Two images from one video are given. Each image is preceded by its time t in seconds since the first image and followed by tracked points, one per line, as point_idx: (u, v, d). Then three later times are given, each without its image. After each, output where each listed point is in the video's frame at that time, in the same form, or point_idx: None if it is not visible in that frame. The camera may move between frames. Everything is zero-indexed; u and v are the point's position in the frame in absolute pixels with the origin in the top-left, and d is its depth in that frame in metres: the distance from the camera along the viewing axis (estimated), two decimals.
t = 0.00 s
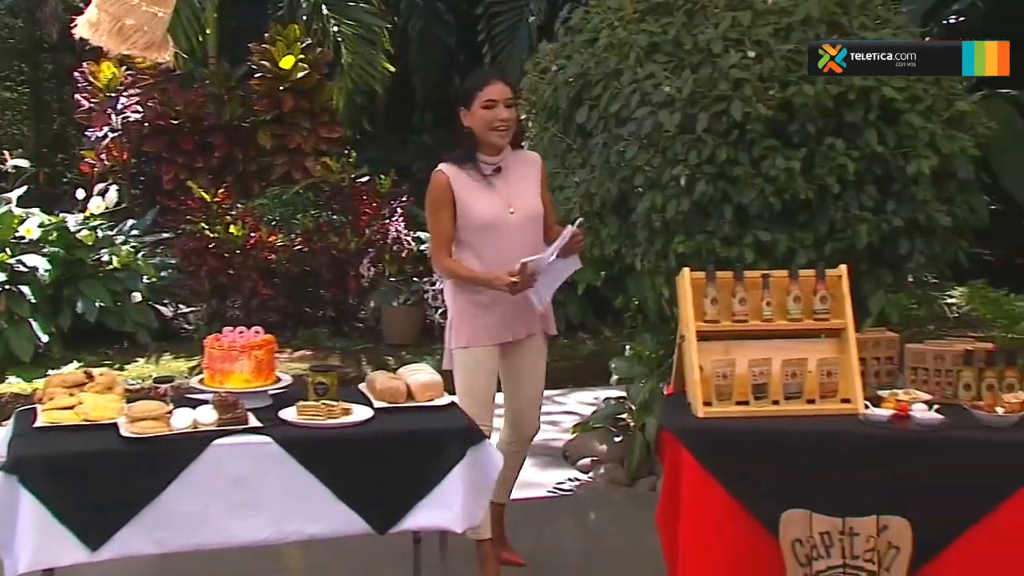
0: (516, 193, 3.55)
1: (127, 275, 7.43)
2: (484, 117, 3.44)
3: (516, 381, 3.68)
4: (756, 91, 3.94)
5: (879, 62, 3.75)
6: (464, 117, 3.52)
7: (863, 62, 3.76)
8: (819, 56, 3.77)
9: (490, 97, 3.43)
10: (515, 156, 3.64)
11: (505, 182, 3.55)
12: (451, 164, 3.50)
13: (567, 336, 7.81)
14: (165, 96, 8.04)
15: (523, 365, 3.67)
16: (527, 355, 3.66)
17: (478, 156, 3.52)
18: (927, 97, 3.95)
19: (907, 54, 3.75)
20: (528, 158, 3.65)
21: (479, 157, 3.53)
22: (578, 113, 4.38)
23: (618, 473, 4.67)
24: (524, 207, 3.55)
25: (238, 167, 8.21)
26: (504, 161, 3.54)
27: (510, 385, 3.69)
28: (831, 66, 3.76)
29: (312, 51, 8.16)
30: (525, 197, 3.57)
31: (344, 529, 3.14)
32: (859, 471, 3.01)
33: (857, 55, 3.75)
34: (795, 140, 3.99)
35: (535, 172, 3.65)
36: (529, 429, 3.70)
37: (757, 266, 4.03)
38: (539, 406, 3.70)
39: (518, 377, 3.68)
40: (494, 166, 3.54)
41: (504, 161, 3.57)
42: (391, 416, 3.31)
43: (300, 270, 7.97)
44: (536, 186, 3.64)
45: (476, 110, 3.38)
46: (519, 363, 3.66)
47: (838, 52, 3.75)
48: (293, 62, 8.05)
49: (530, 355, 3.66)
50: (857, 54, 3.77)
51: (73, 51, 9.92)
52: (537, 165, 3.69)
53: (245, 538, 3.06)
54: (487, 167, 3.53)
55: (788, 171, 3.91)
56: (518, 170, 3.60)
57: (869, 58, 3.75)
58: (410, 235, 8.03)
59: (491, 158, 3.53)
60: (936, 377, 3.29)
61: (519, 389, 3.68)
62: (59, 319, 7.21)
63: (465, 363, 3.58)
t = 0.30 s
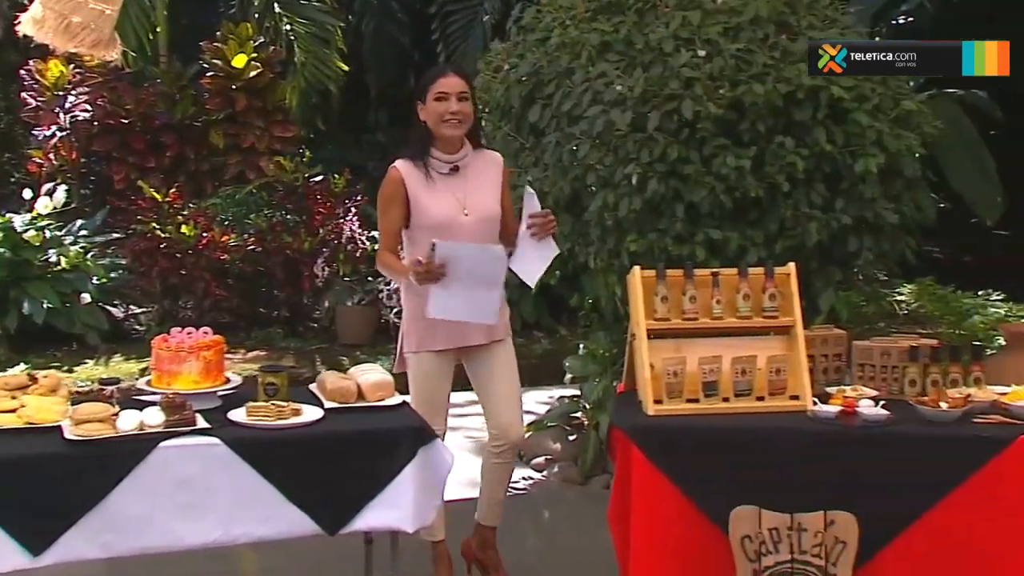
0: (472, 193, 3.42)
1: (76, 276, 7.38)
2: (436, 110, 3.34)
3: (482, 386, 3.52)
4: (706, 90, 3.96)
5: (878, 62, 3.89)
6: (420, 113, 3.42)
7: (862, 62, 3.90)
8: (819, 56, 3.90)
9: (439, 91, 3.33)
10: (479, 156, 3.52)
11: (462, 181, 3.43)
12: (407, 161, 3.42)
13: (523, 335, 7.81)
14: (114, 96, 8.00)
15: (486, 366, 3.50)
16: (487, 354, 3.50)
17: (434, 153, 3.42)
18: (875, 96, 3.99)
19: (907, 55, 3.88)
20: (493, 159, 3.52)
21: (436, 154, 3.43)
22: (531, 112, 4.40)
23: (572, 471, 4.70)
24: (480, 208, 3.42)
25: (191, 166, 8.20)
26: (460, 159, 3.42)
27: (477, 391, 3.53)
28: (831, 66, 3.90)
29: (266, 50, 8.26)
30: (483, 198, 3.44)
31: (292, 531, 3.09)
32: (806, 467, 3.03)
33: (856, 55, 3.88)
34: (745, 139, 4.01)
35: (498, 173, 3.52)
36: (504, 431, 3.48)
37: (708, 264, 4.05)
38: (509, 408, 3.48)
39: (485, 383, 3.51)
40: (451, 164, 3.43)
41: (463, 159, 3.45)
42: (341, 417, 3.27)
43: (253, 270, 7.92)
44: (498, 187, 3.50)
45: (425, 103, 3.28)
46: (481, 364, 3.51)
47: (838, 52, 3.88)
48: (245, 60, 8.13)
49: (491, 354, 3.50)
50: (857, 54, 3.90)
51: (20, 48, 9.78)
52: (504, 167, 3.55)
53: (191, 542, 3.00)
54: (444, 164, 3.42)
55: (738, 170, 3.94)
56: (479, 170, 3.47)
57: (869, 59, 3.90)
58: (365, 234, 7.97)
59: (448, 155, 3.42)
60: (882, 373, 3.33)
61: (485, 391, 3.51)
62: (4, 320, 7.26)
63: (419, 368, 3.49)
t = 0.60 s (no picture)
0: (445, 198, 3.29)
1: (30, 277, 7.33)
2: (415, 114, 3.19)
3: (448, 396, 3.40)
4: (663, 90, 3.97)
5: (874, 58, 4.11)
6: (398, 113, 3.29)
7: (860, 59, 4.10)
8: (820, 56, 4.04)
9: (420, 94, 3.18)
10: (458, 161, 3.38)
11: (436, 185, 3.30)
12: (383, 160, 3.30)
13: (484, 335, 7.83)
14: (67, 95, 8.00)
15: (453, 377, 3.40)
16: (453, 364, 3.39)
17: (410, 154, 3.29)
18: (829, 97, 4.02)
19: (892, 49, 4.23)
20: (473, 165, 3.37)
21: (412, 155, 3.30)
22: (490, 112, 4.42)
23: (532, 471, 4.71)
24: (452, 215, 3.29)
25: (148, 166, 8.22)
26: (436, 162, 3.29)
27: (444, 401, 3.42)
28: (833, 63, 4.06)
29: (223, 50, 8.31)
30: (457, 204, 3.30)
31: (248, 535, 3.04)
32: (759, 465, 3.05)
33: (855, 55, 4.05)
34: (702, 139, 4.03)
35: (476, 180, 3.37)
36: (468, 445, 3.38)
37: (666, 263, 4.07)
38: (474, 423, 3.39)
39: (453, 393, 3.40)
40: (427, 167, 3.30)
41: (440, 162, 3.32)
42: (296, 418, 3.23)
43: (212, 272, 7.87)
44: (475, 194, 3.35)
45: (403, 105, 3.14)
46: (447, 373, 3.39)
47: (838, 52, 4.04)
48: (203, 60, 8.14)
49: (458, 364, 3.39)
50: (855, 54, 4.05)
51: None
52: (485, 175, 3.40)
53: (145, 546, 2.93)
54: (419, 166, 3.30)
55: (695, 169, 3.95)
56: (456, 175, 3.33)
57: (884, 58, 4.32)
58: (324, 235, 7.94)
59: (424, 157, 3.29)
60: (836, 371, 3.37)
61: (451, 401, 3.41)
62: None
63: (385, 373, 3.39)
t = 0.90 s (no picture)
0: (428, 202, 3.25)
1: None
2: (403, 121, 3.14)
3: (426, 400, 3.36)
4: (622, 91, 3.98)
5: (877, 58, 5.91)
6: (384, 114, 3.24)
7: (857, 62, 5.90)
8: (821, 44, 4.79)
9: (410, 103, 3.12)
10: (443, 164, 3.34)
11: (420, 188, 3.26)
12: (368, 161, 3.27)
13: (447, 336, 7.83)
14: (23, 95, 7.92)
15: (433, 382, 3.35)
16: (435, 370, 3.33)
17: (394, 155, 3.26)
18: (786, 97, 4.04)
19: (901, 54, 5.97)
20: (459, 169, 3.33)
21: (397, 156, 3.26)
22: (449, 112, 4.43)
23: (494, 472, 4.73)
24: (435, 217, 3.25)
25: (106, 168, 8.16)
26: (420, 165, 3.25)
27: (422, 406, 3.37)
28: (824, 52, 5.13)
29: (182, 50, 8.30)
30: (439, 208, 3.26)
31: (204, 539, 2.99)
32: (715, 465, 3.06)
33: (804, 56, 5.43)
34: (661, 139, 4.04)
35: (461, 184, 3.33)
36: (441, 449, 3.35)
37: (626, 264, 4.08)
38: (449, 428, 3.35)
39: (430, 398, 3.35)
40: (411, 169, 3.26)
41: (426, 164, 3.28)
42: (254, 421, 3.19)
43: (171, 273, 7.87)
44: (458, 197, 3.32)
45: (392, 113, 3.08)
46: (427, 379, 3.34)
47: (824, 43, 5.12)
48: (162, 60, 8.10)
49: (439, 370, 3.34)
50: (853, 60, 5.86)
51: None
52: (470, 179, 3.36)
53: (98, 553, 2.88)
54: (403, 168, 3.26)
55: (654, 170, 3.96)
56: (441, 178, 3.29)
57: (870, 57, 5.93)
58: (284, 235, 7.76)
59: (409, 159, 3.26)
60: (794, 371, 3.39)
61: (429, 406, 3.36)
62: None
63: (368, 375, 3.31)
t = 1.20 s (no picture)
0: (401, 206, 3.23)
1: None
2: (379, 128, 3.10)
3: (393, 404, 3.34)
4: (582, 92, 3.99)
5: (880, 56, 6.42)
6: (358, 117, 3.19)
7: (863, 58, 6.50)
8: (824, 58, 6.58)
9: (387, 109, 3.08)
10: (416, 167, 3.32)
11: (393, 191, 3.24)
12: (339, 165, 3.22)
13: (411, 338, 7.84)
14: None
15: (402, 387, 3.33)
16: (404, 375, 3.31)
17: (367, 159, 3.22)
18: (746, 99, 4.06)
19: (903, 56, 6.22)
20: (431, 170, 3.32)
21: (370, 160, 3.22)
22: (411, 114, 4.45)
23: (456, 474, 4.73)
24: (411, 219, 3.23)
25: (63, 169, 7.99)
26: (395, 169, 3.23)
27: (389, 410, 3.35)
28: (832, 64, 6.56)
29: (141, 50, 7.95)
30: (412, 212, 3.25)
31: (160, 545, 2.96)
32: (672, 466, 3.07)
33: (853, 57, 6.48)
34: (621, 140, 4.05)
35: (434, 188, 3.31)
36: (407, 453, 3.34)
37: (586, 265, 4.09)
38: (417, 433, 3.34)
39: (399, 402, 3.34)
40: (383, 172, 3.23)
41: (398, 168, 3.26)
42: (211, 425, 3.15)
43: (131, 276, 7.91)
44: (431, 199, 3.30)
45: (367, 121, 3.04)
46: (397, 383, 3.32)
47: (838, 55, 6.54)
48: (120, 61, 7.79)
49: (409, 374, 3.32)
50: (855, 53, 6.48)
51: None
52: (441, 181, 3.35)
53: (51, 560, 2.83)
54: (375, 171, 3.23)
55: (615, 171, 3.96)
56: (414, 180, 3.28)
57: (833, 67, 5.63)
58: (247, 237, 7.75)
59: (382, 162, 3.23)
60: (752, 370, 3.40)
61: (396, 410, 3.34)
62: None
63: (338, 383, 3.24)
